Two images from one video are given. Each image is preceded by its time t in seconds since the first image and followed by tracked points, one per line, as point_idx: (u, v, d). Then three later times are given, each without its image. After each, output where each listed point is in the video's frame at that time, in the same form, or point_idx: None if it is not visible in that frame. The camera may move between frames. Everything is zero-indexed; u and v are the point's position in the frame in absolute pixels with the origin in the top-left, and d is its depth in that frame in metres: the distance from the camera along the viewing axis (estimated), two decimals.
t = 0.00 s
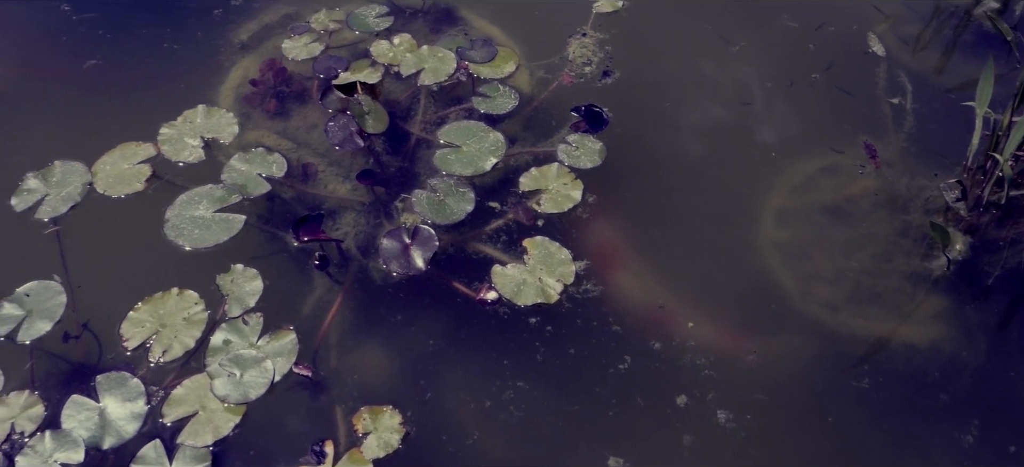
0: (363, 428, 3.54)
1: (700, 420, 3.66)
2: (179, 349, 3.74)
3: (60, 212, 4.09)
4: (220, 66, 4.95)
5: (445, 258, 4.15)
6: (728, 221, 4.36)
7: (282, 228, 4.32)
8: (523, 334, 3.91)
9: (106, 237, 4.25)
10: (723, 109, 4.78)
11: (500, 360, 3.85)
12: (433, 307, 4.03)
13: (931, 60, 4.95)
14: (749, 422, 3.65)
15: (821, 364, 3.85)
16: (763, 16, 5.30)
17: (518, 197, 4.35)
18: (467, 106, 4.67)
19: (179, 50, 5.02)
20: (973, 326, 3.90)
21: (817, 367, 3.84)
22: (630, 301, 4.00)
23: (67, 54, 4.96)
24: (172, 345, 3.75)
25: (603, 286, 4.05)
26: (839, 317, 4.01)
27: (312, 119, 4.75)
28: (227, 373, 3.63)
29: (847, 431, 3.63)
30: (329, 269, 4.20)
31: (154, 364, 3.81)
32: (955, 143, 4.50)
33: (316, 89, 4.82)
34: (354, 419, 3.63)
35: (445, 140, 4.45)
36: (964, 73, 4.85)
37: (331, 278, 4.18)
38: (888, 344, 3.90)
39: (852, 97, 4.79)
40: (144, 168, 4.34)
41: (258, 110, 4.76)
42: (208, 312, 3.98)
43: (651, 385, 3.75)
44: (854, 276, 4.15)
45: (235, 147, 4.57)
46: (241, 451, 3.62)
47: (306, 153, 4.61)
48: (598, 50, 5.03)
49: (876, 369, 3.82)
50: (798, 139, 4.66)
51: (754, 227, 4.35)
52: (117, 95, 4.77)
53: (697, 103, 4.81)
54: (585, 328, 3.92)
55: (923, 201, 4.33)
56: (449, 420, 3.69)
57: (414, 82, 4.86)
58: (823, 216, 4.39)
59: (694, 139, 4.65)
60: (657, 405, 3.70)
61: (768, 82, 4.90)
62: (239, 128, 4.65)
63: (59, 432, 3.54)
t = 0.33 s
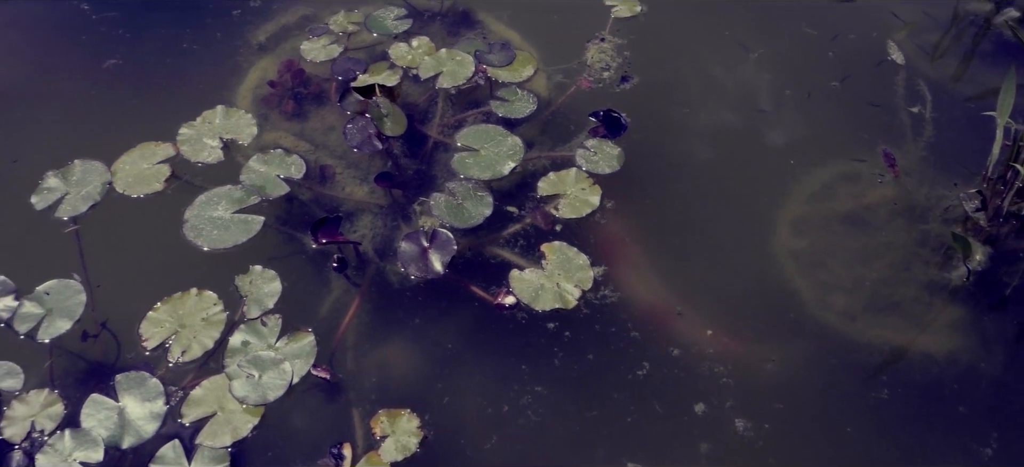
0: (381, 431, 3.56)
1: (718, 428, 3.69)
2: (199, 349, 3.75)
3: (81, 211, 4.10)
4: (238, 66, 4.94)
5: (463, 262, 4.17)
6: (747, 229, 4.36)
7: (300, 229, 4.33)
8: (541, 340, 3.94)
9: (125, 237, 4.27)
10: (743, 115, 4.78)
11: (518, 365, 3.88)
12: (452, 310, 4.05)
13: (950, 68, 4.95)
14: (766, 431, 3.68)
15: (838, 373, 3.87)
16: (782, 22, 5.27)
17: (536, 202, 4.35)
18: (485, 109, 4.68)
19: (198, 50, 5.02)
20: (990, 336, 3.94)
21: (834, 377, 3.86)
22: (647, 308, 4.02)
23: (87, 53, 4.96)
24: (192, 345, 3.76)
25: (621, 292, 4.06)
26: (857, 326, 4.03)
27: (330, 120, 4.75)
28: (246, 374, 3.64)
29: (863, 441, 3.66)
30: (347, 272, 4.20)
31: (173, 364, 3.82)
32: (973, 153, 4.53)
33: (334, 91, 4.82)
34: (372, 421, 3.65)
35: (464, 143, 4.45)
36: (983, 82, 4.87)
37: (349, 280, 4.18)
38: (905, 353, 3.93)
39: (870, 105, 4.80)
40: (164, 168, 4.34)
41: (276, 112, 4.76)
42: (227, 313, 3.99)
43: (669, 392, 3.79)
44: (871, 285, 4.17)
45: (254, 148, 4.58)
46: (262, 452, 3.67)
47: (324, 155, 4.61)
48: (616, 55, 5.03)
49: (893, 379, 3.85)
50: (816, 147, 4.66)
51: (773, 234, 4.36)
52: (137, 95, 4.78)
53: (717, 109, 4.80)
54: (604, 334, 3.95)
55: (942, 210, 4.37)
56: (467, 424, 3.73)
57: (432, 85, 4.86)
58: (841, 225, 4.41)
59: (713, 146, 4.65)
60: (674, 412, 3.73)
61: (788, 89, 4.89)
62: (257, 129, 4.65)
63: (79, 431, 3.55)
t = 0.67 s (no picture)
0: (398, 435, 3.58)
1: (737, 436, 3.68)
2: (217, 350, 3.75)
3: (100, 210, 4.10)
4: (257, 67, 4.95)
5: (481, 266, 4.17)
6: (765, 235, 4.36)
7: (318, 231, 4.34)
8: (559, 345, 3.95)
9: (144, 237, 4.28)
10: (762, 122, 4.77)
11: (536, 369, 3.89)
12: (470, 314, 4.07)
13: (970, 76, 4.93)
14: (785, 439, 3.68)
15: (856, 382, 3.86)
16: (801, 28, 5.25)
17: (554, 207, 4.35)
18: (504, 113, 4.68)
19: (217, 51, 5.03)
20: (1009, 346, 3.94)
21: (853, 386, 3.85)
22: (666, 314, 4.02)
23: (107, 53, 4.98)
24: (210, 346, 3.76)
25: (640, 298, 4.06)
26: (875, 335, 4.02)
27: (348, 122, 4.74)
28: (264, 375, 3.65)
29: (882, 451, 3.65)
30: (365, 275, 4.21)
31: (191, 364, 3.83)
32: (992, 162, 4.53)
33: (352, 93, 4.82)
34: (390, 425, 3.67)
35: (482, 146, 4.45)
36: (1003, 90, 4.85)
37: (367, 283, 4.19)
38: (923, 363, 3.92)
39: (889, 113, 4.79)
40: (183, 168, 4.35)
41: (294, 113, 4.76)
42: (245, 314, 4.00)
43: (687, 398, 3.79)
44: (889, 294, 4.17)
45: (272, 149, 4.58)
46: (280, 453, 3.69)
47: (342, 157, 4.60)
48: (634, 60, 5.02)
49: (911, 388, 3.84)
50: (835, 155, 4.65)
51: (792, 241, 4.34)
52: (156, 95, 4.79)
53: (736, 116, 4.80)
54: (622, 339, 3.96)
55: (960, 220, 4.36)
56: (485, 428, 3.74)
57: (450, 88, 4.86)
58: (859, 233, 4.40)
59: (732, 152, 4.64)
60: (692, 418, 3.73)
61: (808, 95, 4.88)
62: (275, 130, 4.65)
63: (98, 430, 3.56)
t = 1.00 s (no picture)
0: (416, 439, 3.57)
1: (756, 445, 3.67)
2: (235, 351, 3.75)
3: (119, 210, 4.10)
4: (275, 69, 4.95)
5: (499, 270, 4.17)
6: (784, 243, 4.34)
7: (336, 234, 4.33)
8: (577, 350, 3.95)
9: (163, 238, 4.29)
10: (781, 128, 4.76)
11: (554, 374, 3.89)
12: (488, 318, 4.06)
13: (990, 83, 4.91)
14: (804, 449, 3.66)
15: (876, 392, 3.84)
16: (821, 34, 5.22)
17: (572, 211, 4.34)
18: (522, 117, 4.67)
19: (235, 52, 5.03)
20: None
21: (871, 394, 3.83)
22: (684, 321, 4.01)
23: (126, 53, 4.99)
24: (228, 347, 3.76)
25: (658, 304, 4.05)
26: (893, 343, 4.00)
27: (365, 124, 4.73)
28: (282, 377, 3.64)
29: (901, 461, 3.63)
30: (383, 278, 4.20)
31: (209, 366, 3.83)
32: (1011, 171, 4.52)
33: (370, 95, 4.81)
34: (407, 429, 3.66)
35: (500, 150, 4.44)
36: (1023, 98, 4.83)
37: (384, 286, 4.19)
38: (942, 372, 3.90)
39: (908, 121, 4.78)
40: (202, 169, 4.34)
41: (312, 115, 4.75)
42: (264, 315, 4.00)
43: (706, 406, 3.78)
44: (907, 302, 4.16)
45: (289, 150, 4.57)
46: (297, 456, 3.69)
47: (359, 159, 4.59)
48: (653, 65, 5.01)
49: (930, 398, 3.82)
50: (854, 163, 4.64)
51: (811, 249, 4.33)
52: (175, 95, 4.79)
53: (755, 122, 4.78)
54: (640, 346, 3.95)
55: (979, 228, 4.34)
56: (502, 433, 3.74)
57: (468, 91, 4.85)
58: (877, 241, 4.39)
59: (751, 159, 4.62)
60: (710, 426, 3.73)
61: (827, 102, 4.86)
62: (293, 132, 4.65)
63: (116, 430, 3.56)
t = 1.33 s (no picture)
0: (434, 444, 3.57)
1: (775, 455, 3.65)
2: (253, 354, 3.74)
3: (138, 211, 4.10)
4: (294, 71, 4.94)
5: (517, 275, 4.16)
6: (804, 251, 4.31)
7: (354, 237, 4.32)
8: (595, 357, 3.94)
9: (181, 239, 4.29)
10: (801, 135, 4.73)
11: (572, 381, 3.88)
12: (506, 323, 4.05)
13: (1013, 92, 4.87)
14: (824, 460, 3.64)
15: (896, 403, 3.82)
16: (842, 41, 5.19)
17: (591, 217, 4.32)
18: (540, 121, 4.66)
19: (254, 53, 5.03)
20: None
21: (892, 405, 3.81)
22: (704, 328, 3.98)
23: (145, 53, 5.00)
24: (247, 349, 3.75)
25: (677, 311, 4.03)
26: (914, 354, 3.97)
27: (383, 127, 4.71)
28: (300, 381, 3.63)
29: None
30: (401, 282, 4.19)
31: (228, 368, 3.83)
32: None
33: (388, 98, 4.79)
34: (426, 434, 3.66)
35: (518, 155, 4.43)
36: None
37: (402, 289, 4.17)
38: (963, 384, 3.87)
39: (929, 130, 4.75)
40: (220, 170, 4.33)
41: (329, 117, 4.74)
42: (282, 318, 3.99)
43: (725, 415, 3.76)
44: (928, 312, 4.13)
45: (308, 152, 4.56)
46: (315, 459, 3.68)
47: (377, 162, 4.58)
48: (672, 71, 4.99)
49: (951, 409, 3.79)
50: (874, 171, 4.61)
51: (831, 257, 4.30)
52: (194, 96, 4.79)
53: (775, 129, 4.76)
54: (659, 353, 3.93)
55: (1001, 238, 4.31)
56: (520, 439, 3.73)
57: (486, 95, 4.83)
58: (898, 250, 4.36)
59: (771, 166, 4.60)
60: (730, 435, 3.71)
61: (848, 110, 4.84)
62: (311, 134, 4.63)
63: (134, 432, 3.56)
